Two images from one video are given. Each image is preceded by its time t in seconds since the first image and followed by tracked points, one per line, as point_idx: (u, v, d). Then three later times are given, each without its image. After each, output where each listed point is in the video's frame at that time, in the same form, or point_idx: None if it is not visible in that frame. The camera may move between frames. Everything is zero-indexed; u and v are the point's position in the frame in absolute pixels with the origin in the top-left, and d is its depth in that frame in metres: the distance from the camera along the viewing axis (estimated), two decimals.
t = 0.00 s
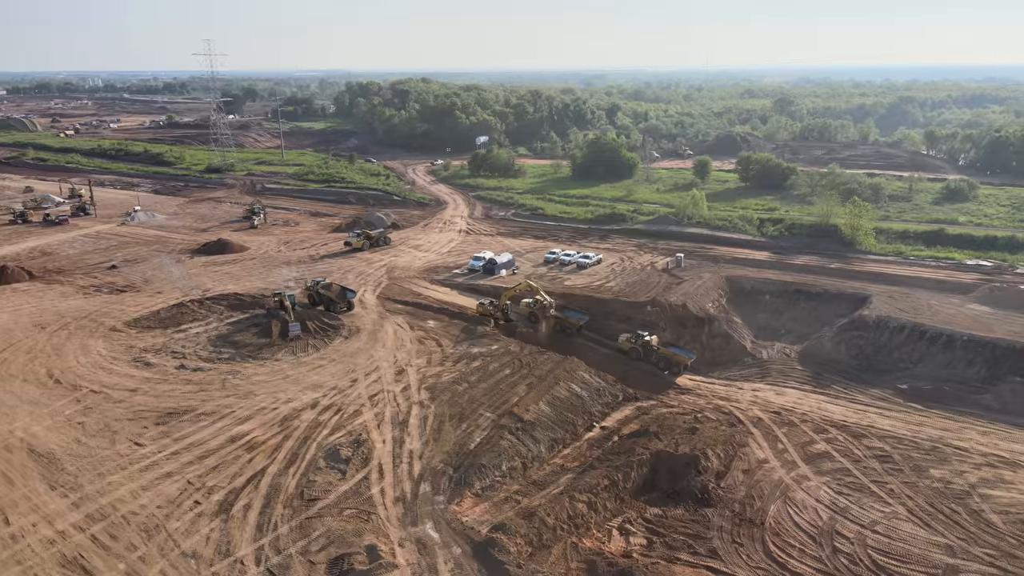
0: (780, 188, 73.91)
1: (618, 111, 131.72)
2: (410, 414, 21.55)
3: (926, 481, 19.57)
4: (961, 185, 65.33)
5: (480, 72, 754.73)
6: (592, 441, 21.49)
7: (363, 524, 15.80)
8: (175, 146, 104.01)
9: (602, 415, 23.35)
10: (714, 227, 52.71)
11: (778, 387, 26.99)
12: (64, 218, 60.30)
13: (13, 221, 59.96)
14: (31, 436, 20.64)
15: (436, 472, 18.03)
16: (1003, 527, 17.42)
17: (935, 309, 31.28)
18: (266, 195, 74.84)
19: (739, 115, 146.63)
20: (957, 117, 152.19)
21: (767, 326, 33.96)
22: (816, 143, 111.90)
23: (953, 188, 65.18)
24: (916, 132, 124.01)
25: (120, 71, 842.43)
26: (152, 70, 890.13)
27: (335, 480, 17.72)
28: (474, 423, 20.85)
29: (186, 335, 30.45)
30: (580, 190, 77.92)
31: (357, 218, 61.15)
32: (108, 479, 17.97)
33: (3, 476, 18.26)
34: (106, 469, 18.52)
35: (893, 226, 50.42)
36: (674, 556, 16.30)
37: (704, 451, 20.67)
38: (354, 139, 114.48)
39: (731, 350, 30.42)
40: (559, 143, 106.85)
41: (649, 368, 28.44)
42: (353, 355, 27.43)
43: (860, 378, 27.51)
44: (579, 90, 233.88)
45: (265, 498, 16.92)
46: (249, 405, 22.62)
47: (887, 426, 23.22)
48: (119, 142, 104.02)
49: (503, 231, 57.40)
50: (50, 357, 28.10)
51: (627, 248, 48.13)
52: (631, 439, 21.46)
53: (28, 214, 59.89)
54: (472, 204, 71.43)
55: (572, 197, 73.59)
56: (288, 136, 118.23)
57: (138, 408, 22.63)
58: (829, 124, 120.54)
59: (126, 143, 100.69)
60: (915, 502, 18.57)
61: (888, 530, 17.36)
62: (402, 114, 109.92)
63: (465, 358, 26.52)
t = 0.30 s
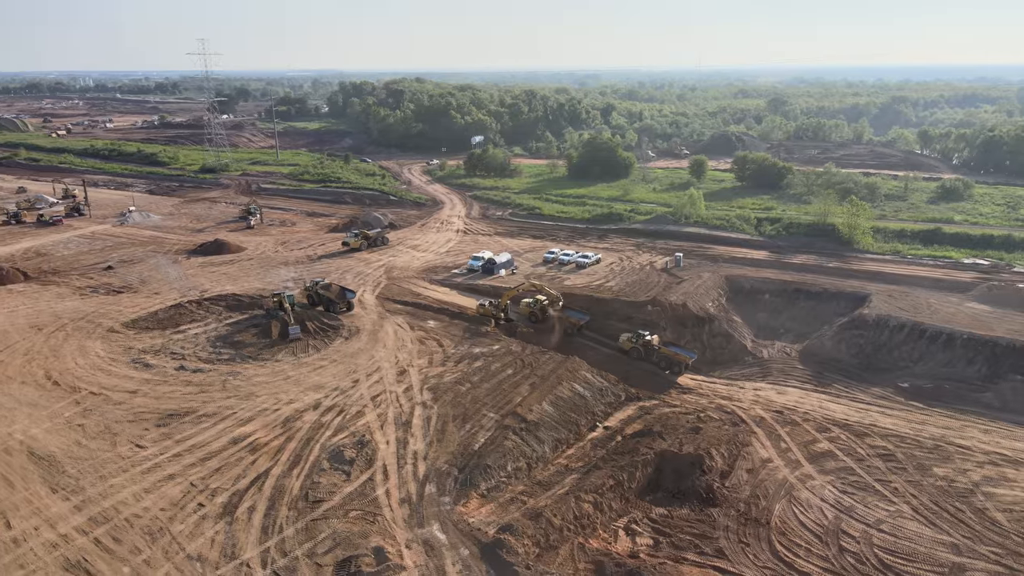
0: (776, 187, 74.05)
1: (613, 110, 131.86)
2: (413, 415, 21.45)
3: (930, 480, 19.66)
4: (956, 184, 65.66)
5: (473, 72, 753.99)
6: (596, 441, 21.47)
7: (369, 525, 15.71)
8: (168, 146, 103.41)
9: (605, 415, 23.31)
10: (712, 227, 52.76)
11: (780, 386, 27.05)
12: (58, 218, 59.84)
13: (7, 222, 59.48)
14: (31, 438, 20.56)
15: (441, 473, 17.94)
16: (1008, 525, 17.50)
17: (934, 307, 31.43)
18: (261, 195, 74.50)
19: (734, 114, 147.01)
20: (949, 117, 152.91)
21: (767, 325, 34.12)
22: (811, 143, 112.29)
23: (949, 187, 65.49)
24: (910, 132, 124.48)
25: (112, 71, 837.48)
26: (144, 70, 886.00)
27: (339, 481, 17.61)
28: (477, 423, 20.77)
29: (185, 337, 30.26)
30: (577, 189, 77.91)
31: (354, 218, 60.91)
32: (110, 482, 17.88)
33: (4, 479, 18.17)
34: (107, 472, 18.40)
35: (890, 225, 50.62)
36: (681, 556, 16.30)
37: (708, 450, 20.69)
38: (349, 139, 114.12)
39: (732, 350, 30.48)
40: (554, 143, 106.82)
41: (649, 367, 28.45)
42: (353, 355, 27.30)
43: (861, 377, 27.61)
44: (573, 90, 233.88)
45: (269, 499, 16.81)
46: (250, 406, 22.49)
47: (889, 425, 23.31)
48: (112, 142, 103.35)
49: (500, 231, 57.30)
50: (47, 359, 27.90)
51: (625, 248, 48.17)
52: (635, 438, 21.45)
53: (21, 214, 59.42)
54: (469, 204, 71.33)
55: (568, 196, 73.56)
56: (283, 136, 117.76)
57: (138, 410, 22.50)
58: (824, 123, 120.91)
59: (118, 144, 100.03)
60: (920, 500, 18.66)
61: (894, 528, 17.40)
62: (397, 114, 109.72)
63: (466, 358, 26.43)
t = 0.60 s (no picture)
0: (772, 187, 74.21)
1: (608, 110, 132.03)
2: (418, 416, 21.33)
3: (935, 480, 19.72)
4: (952, 184, 65.98)
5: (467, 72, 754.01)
6: (601, 441, 21.42)
7: (377, 528, 15.60)
8: (162, 146, 102.83)
9: (609, 415, 23.26)
10: (710, 227, 52.80)
11: (783, 386, 27.07)
12: (53, 219, 59.39)
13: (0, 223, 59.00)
14: (31, 441, 20.39)
15: (448, 474, 17.84)
16: (1014, 524, 17.56)
17: (935, 306, 31.54)
18: (257, 195, 74.16)
19: (728, 114, 147.39)
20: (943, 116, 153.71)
21: (768, 325, 34.18)
22: (807, 142, 112.69)
23: (945, 187, 65.81)
24: (904, 131, 125.04)
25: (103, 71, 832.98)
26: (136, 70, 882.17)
27: (345, 483, 17.49)
28: (482, 424, 20.67)
29: (185, 338, 30.02)
30: (573, 189, 77.88)
31: (351, 219, 60.69)
32: (113, 485, 17.72)
33: (5, 483, 18.00)
34: (110, 476, 18.25)
35: (888, 225, 50.78)
36: (690, 557, 16.26)
37: (714, 450, 20.66)
38: (344, 139, 113.76)
39: (733, 350, 30.51)
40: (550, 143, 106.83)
41: (652, 367, 28.42)
42: (355, 356, 27.14)
43: (863, 376, 27.67)
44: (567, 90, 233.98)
45: (275, 502, 16.69)
46: (253, 408, 22.33)
47: (893, 424, 23.37)
48: (105, 142, 102.69)
49: (499, 231, 57.19)
50: (45, 361, 27.63)
51: (624, 247, 48.14)
52: (640, 439, 21.40)
53: (15, 215, 58.98)
54: (466, 204, 71.21)
55: (566, 196, 73.54)
56: (277, 136, 117.33)
57: (139, 412, 22.33)
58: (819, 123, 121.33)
59: (112, 144, 99.42)
60: (926, 500, 18.71)
61: (901, 528, 17.43)
62: (392, 114, 109.48)
63: (469, 359, 26.30)
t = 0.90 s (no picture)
0: (770, 186, 74.37)
1: (603, 110, 132.17)
2: (424, 417, 21.21)
3: (943, 480, 19.75)
4: (948, 183, 66.27)
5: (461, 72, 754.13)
6: (608, 443, 21.37)
7: (387, 531, 15.48)
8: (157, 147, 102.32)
9: (615, 416, 23.20)
10: (710, 227, 52.83)
11: (787, 386, 27.09)
12: (48, 220, 58.98)
13: None
14: (34, 444, 20.20)
15: (457, 477, 17.73)
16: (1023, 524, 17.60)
17: (937, 306, 31.63)
18: (254, 196, 73.82)
19: (723, 114, 147.80)
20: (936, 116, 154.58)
21: (770, 324, 34.24)
22: (802, 142, 113.09)
23: (941, 186, 66.10)
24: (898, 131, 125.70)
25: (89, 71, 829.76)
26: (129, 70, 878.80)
27: (354, 486, 17.35)
28: (490, 426, 20.57)
29: (186, 340, 29.81)
30: (571, 189, 77.87)
31: (350, 219, 60.49)
32: (118, 489, 17.56)
33: (9, 487, 17.83)
34: (115, 479, 18.07)
35: (887, 224, 50.94)
36: (701, 558, 16.21)
37: (722, 451, 20.61)
38: (340, 139, 113.46)
39: (736, 350, 30.52)
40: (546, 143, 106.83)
41: (655, 368, 28.39)
42: (359, 357, 26.98)
43: (867, 375, 27.71)
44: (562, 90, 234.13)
45: (283, 506, 16.54)
46: (257, 410, 22.17)
47: (899, 424, 23.39)
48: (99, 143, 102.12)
49: (498, 231, 57.08)
50: (45, 364, 27.40)
51: (624, 248, 48.10)
52: (647, 440, 21.35)
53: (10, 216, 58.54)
54: (464, 205, 71.06)
55: (564, 196, 73.50)
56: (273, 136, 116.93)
57: (142, 415, 22.13)
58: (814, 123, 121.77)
59: (105, 145, 98.76)
60: (934, 500, 18.74)
61: (911, 528, 17.44)
62: (388, 114, 109.24)
63: (473, 360, 26.17)
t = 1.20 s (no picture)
0: (768, 186, 74.51)
1: (598, 111, 132.30)
2: (432, 420, 21.08)
3: (952, 480, 19.79)
4: (946, 183, 66.56)
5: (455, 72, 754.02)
6: (617, 445, 21.31)
7: (400, 535, 15.38)
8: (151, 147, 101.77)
9: (622, 417, 23.14)
10: (710, 227, 52.84)
11: (793, 386, 27.09)
12: (43, 221, 58.52)
13: None
14: (37, 448, 20.04)
15: (467, 480, 17.62)
16: None
17: (939, 306, 31.72)
18: (250, 197, 73.46)
19: (718, 113, 148.18)
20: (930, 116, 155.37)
21: (773, 325, 34.27)
22: (798, 142, 113.46)
23: (939, 186, 66.39)
24: (893, 131, 126.26)
25: (81, 71, 826.06)
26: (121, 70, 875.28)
27: (364, 490, 17.22)
28: (498, 428, 20.47)
29: (188, 342, 29.58)
30: (569, 190, 77.89)
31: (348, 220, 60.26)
32: (125, 493, 17.42)
33: (14, 491, 17.68)
34: (122, 484, 17.90)
35: (886, 224, 51.08)
36: (714, 560, 16.17)
37: (731, 453, 20.57)
38: (335, 140, 113.09)
39: (740, 351, 30.51)
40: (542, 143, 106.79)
41: (660, 369, 28.35)
42: (363, 359, 26.84)
43: (871, 375, 27.74)
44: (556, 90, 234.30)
45: (294, 510, 16.41)
46: (263, 413, 22.00)
47: (905, 424, 23.42)
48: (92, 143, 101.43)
49: (497, 232, 56.98)
50: (46, 367, 27.18)
51: (625, 248, 48.06)
52: (656, 441, 21.30)
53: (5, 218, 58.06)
54: (462, 205, 70.88)
55: (562, 197, 73.43)
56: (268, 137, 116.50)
57: (147, 418, 21.96)
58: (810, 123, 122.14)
59: (98, 145, 98.06)
60: (945, 501, 18.76)
61: (922, 529, 17.46)
62: (383, 114, 109.03)
63: (479, 362, 26.02)
